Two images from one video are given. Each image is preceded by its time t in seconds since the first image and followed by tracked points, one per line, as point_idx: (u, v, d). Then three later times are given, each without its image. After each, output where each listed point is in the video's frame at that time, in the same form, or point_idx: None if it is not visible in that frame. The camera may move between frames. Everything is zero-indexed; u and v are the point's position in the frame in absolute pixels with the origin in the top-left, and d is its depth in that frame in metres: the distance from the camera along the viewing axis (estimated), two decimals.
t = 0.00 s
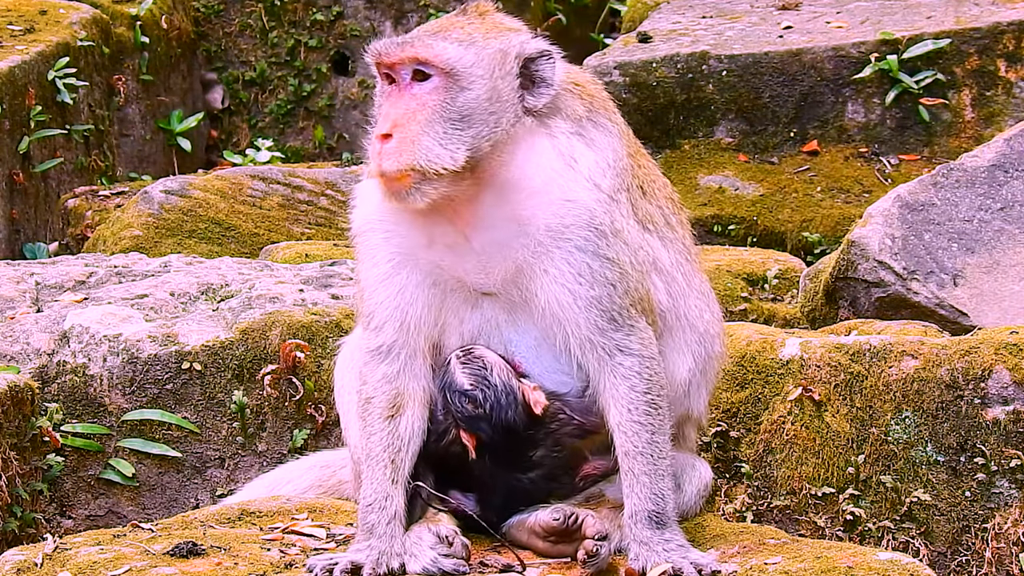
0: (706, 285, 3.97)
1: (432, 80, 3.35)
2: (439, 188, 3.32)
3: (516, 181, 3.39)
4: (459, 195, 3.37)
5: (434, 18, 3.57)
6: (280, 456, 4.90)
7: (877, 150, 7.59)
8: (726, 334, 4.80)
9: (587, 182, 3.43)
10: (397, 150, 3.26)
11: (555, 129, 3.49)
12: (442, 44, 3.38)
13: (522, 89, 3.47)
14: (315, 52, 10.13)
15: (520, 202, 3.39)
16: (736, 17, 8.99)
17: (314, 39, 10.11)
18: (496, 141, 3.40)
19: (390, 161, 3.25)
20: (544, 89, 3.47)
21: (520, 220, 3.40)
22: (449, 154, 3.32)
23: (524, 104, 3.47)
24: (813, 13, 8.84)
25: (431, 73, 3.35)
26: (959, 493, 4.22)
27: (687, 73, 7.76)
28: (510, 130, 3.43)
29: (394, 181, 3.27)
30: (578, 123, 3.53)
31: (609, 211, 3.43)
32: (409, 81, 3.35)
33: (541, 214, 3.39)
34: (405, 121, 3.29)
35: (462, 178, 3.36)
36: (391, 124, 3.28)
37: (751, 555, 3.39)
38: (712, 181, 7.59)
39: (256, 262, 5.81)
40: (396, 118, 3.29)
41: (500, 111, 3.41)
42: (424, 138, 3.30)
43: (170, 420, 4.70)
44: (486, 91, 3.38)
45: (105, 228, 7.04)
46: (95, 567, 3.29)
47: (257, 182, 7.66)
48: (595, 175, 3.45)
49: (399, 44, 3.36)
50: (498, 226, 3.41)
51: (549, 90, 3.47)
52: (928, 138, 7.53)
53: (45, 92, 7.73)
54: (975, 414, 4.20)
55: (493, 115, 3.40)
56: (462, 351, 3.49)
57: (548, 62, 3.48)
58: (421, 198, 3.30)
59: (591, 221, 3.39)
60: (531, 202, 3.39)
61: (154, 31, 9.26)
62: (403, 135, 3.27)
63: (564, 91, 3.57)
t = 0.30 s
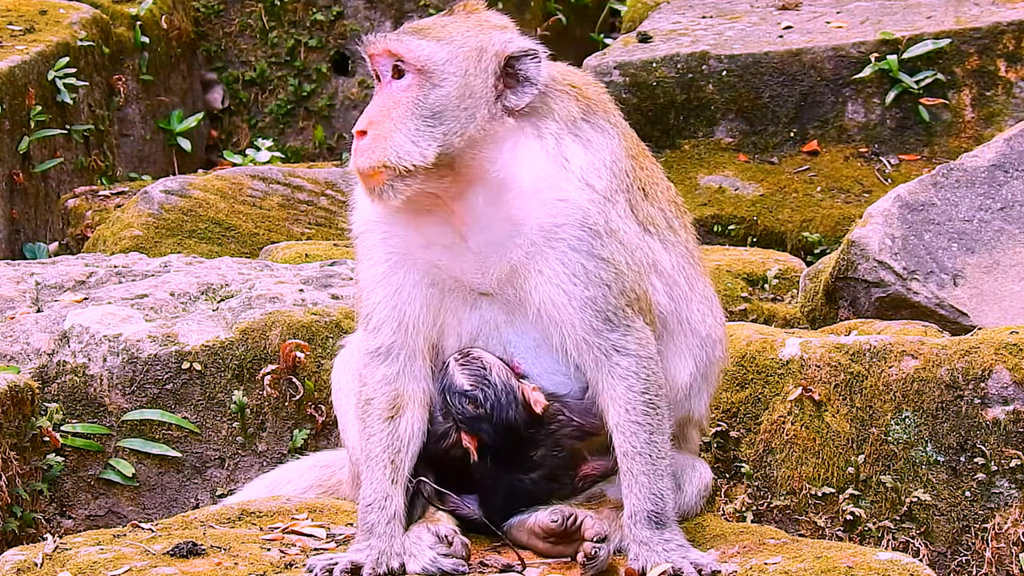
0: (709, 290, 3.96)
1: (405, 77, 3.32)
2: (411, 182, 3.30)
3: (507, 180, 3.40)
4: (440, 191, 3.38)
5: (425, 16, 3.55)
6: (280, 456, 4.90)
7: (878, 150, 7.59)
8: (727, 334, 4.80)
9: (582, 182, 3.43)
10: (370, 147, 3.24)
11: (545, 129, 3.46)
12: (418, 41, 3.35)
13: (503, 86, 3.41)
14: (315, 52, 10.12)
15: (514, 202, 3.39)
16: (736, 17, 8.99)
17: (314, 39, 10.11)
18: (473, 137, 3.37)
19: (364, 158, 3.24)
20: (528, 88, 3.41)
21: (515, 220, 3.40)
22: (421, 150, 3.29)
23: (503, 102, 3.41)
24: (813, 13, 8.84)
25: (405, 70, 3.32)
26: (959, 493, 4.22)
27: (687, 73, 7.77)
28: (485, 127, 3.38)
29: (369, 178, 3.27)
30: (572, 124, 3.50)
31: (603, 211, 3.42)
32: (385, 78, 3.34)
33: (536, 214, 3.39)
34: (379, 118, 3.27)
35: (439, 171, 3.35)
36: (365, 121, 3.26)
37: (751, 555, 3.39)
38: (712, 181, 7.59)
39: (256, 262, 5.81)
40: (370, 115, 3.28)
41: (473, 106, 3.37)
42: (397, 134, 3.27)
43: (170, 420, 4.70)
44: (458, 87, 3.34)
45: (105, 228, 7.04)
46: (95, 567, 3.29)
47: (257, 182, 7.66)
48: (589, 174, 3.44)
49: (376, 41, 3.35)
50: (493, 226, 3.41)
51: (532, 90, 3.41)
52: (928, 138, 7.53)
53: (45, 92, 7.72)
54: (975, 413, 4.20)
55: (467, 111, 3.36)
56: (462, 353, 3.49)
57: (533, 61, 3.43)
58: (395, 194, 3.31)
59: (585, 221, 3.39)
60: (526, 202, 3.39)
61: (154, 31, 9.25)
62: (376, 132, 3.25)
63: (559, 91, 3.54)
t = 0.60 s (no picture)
0: (708, 291, 3.95)
1: (390, 82, 3.41)
2: (396, 187, 3.37)
3: (498, 182, 3.42)
4: (429, 193, 3.43)
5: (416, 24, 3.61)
6: (280, 456, 4.90)
7: (878, 150, 7.59)
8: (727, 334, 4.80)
9: (574, 183, 3.43)
10: (355, 152, 3.32)
11: (535, 131, 3.46)
12: (400, 47, 3.43)
13: (486, 88, 3.46)
14: (315, 52, 10.12)
15: (506, 204, 3.40)
16: (736, 17, 8.99)
17: (314, 39, 10.11)
18: (457, 140, 3.41)
19: (349, 163, 3.31)
20: (513, 89, 3.44)
21: (508, 222, 3.41)
22: (404, 153, 3.34)
23: (486, 103, 3.45)
24: (813, 13, 8.83)
25: (388, 75, 3.41)
26: (959, 493, 4.22)
27: (687, 73, 7.77)
28: (468, 128, 3.42)
29: (356, 183, 3.33)
30: (564, 126, 3.49)
31: (596, 213, 3.42)
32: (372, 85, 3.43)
33: (529, 216, 3.40)
34: (364, 123, 3.35)
35: (423, 172, 3.40)
36: (351, 127, 3.35)
37: (751, 555, 3.39)
38: (712, 181, 7.59)
39: (256, 262, 5.81)
40: (356, 121, 3.36)
41: (454, 108, 3.41)
42: (380, 138, 3.34)
43: (170, 421, 4.70)
44: (438, 90, 3.40)
45: (105, 228, 7.03)
46: (95, 567, 3.29)
47: (257, 182, 7.67)
48: (580, 176, 3.44)
49: (361, 49, 3.44)
50: (486, 227, 3.42)
51: (516, 90, 3.44)
52: (928, 138, 7.53)
53: (45, 92, 7.72)
54: (975, 413, 4.20)
55: (448, 113, 3.41)
56: (459, 358, 3.52)
57: (517, 62, 3.45)
58: (383, 199, 3.36)
59: (577, 223, 3.39)
60: (518, 204, 3.40)
61: (154, 31, 9.25)
62: (361, 137, 3.33)
63: (550, 93, 3.54)
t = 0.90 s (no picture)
0: (706, 293, 3.95)
1: (383, 82, 3.44)
2: (389, 188, 3.40)
3: (492, 183, 3.43)
4: (423, 194, 3.46)
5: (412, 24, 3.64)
6: (280, 456, 4.90)
7: (878, 150, 7.59)
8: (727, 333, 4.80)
9: (570, 184, 3.42)
10: (348, 153, 3.37)
11: (529, 132, 3.47)
12: (394, 49, 3.46)
13: (479, 88, 3.47)
14: (315, 52, 10.12)
15: (502, 204, 3.40)
16: (736, 17, 8.99)
17: (314, 39, 10.10)
18: (450, 140, 3.44)
19: (342, 164, 3.36)
20: (506, 90, 3.44)
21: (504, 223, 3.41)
22: (396, 154, 3.38)
23: (479, 104, 3.46)
24: (813, 13, 8.83)
25: (382, 76, 3.45)
26: (959, 493, 4.22)
27: (687, 73, 7.77)
28: (460, 129, 3.44)
29: (350, 185, 3.37)
30: (560, 128, 3.49)
31: (592, 213, 3.42)
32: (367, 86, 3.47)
33: (525, 217, 3.40)
34: (357, 125, 3.39)
35: (417, 174, 3.43)
36: (346, 129, 3.39)
37: (751, 554, 3.39)
38: (712, 181, 7.59)
39: (256, 262, 5.81)
40: (349, 123, 3.40)
41: (445, 109, 3.44)
42: (373, 140, 3.38)
43: (170, 420, 4.70)
44: (430, 91, 3.43)
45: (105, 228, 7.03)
46: (95, 567, 3.29)
47: (257, 182, 7.67)
48: (576, 177, 3.43)
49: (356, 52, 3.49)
50: (483, 227, 3.43)
51: (510, 91, 3.44)
52: (928, 138, 7.53)
53: (45, 92, 7.72)
54: (975, 413, 4.20)
55: (440, 114, 3.44)
56: (454, 363, 3.51)
57: (509, 62, 3.45)
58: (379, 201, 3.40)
59: (573, 223, 3.39)
60: (514, 205, 3.40)
61: (154, 31, 9.25)
62: (354, 139, 3.37)
63: (545, 94, 3.54)
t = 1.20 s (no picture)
0: (706, 296, 3.95)
1: (381, 82, 3.45)
2: (385, 188, 3.41)
3: (491, 183, 3.43)
4: (422, 194, 3.47)
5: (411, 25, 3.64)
6: (280, 456, 4.90)
7: (878, 150, 7.59)
8: (727, 334, 4.80)
9: (568, 185, 3.42)
10: (346, 153, 3.37)
11: (528, 132, 3.47)
12: (391, 50, 3.47)
13: (477, 89, 3.47)
14: (315, 52, 10.12)
15: (501, 204, 3.40)
16: (736, 17, 8.99)
17: (314, 39, 10.10)
18: (448, 141, 3.44)
19: (340, 164, 3.36)
20: (504, 91, 3.45)
21: (503, 223, 3.41)
22: (394, 155, 3.39)
23: (476, 105, 3.46)
24: (813, 13, 8.83)
25: (380, 77, 3.46)
26: (959, 493, 4.21)
27: (687, 73, 7.78)
28: (456, 130, 3.44)
29: (348, 185, 3.38)
30: (559, 129, 3.49)
31: (591, 214, 3.42)
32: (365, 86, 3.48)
33: (523, 217, 3.39)
34: (355, 125, 3.40)
35: (413, 174, 3.44)
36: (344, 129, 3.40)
37: (751, 555, 3.39)
38: (712, 181, 7.59)
39: (256, 262, 5.81)
40: (347, 123, 3.41)
41: (443, 110, 3.44)
42: (371, 140, 3.38)
43: (169, 421, 4.70)
44: (427, 91, 3.43)
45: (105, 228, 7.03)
46: (95, 567, 3.29)
47: (257, 182, 7.68)
48: (574, 177, 3.43)
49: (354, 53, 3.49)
50: (481, 228, 3.43)
51: (507, 92, 3.44)
52: (928, 138, 7.53)
53: (45, 92, 7.72)
54: (975, 414, 4.20)
55: (437, 115, 3.44)
56: (448, 366, 3.48)
57: (506, 63, 3.46)
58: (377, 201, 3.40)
59: (571, 224, 3.38)
60: (512, 205, 3.40)
61: (154, 31, 9.25)
62: (353, 139, 3.38)
63: (544, 95, 3.54)
